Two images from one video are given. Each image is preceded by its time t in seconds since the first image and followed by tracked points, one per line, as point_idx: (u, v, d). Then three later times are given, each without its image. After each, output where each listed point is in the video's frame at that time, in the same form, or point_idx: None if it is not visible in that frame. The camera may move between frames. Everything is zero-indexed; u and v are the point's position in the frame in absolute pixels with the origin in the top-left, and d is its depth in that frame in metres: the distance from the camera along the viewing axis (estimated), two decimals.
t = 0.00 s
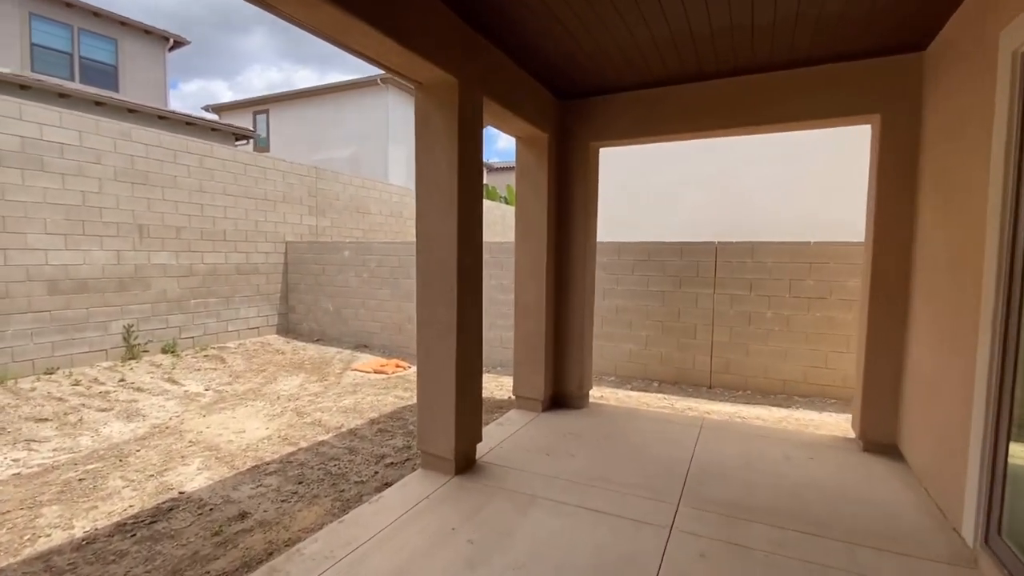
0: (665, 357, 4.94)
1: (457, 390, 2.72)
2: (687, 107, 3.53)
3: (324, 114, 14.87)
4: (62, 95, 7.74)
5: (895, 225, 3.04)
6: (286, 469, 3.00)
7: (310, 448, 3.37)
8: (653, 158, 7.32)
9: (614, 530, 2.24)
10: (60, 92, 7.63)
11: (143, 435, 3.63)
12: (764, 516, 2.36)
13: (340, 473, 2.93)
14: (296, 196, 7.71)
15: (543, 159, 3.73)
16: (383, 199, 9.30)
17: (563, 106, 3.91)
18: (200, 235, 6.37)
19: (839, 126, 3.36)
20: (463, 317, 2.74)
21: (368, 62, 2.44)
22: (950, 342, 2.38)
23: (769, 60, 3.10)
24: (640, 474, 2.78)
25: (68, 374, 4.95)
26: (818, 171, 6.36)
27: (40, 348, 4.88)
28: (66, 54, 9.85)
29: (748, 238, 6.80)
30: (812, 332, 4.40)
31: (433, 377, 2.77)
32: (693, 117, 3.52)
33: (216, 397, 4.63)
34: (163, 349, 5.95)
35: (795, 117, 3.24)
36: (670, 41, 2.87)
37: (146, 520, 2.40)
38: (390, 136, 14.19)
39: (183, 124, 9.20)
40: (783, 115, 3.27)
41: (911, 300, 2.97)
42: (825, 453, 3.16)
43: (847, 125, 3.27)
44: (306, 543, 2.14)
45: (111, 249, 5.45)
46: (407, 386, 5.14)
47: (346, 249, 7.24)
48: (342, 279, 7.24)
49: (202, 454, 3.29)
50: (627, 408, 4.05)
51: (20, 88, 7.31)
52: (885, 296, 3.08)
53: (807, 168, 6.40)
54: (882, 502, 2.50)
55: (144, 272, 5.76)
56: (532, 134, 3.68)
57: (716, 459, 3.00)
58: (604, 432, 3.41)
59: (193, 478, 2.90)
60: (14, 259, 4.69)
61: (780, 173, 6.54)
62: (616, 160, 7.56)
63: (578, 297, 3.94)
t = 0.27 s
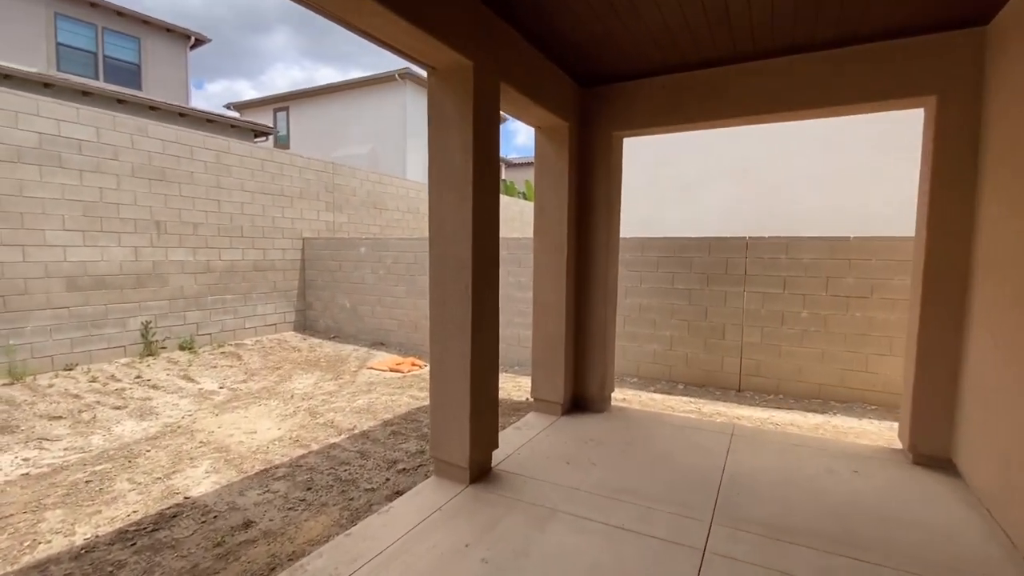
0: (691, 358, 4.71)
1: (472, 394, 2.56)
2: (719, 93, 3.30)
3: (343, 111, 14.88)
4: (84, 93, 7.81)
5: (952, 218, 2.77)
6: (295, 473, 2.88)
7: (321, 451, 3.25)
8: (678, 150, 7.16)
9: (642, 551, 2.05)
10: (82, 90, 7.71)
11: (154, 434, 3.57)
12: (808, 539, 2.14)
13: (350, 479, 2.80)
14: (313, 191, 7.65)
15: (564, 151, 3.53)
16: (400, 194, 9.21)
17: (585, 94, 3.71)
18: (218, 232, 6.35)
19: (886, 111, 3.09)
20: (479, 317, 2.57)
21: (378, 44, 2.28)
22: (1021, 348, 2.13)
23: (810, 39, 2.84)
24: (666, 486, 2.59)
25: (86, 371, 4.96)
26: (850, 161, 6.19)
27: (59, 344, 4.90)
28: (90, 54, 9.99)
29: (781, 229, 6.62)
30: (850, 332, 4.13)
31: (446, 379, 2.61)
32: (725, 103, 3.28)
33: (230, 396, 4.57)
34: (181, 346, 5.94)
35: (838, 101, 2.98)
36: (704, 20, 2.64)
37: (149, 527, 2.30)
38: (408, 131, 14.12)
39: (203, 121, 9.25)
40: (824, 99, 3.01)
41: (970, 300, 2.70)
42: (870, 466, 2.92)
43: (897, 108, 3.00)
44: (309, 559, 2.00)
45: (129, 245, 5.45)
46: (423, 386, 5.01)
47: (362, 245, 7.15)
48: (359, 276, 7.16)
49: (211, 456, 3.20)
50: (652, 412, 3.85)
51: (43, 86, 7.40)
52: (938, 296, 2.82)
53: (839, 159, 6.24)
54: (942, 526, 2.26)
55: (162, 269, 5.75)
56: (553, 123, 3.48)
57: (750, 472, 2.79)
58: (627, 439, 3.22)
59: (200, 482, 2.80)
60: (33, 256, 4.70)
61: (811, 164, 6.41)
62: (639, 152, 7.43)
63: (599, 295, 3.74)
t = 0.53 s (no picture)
0: (720, 358, 4.45)
1: (485, 397, 2.37)
2: (754, 71, 3.02)
3: (362, 105, 14.85)
4: (107, 88, 7.88)
5: None
6: (300, 477, 2.75)
7: (330, 452, 3.11)
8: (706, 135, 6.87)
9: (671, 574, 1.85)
10: (104, 85, 7.77)
11: (163, 431, 3.50)
12: (859, 566, 1.90)
13: (357, 484, 2.65)
14: (330, 184, 7.56)
15: (585, 136, 3.31)
16: (418, 188, 9.08)
17: (608, 75, 3.47)
18: (234, 225, 6.30)
19: (943, 86, 2.79)
20: (492, 314, 2.38)
21: (383, 17, 2.10)
22: None
23: (859, 7, 2.56)
24: (696, 499, 2.37)
25: (103, 365, 4.96)
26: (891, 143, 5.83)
27: (77, 338, 4.91)
28: (114, 50, 10.10)
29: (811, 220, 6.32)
30: (895, 332, 3.82)
31: (458, 380, 2.43)
32: (761, 83, 3.01)
33: (242, 392, 4.49)
34: (199, 340, 5.93)
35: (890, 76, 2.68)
36: None
37: (144, 533, 2.18)
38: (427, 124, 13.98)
39: (223, 116, 9.26)
40: (874, 75, 2.72)
41: None
42: (924, 481, 2.64)
43: (958, 83, 2.70)
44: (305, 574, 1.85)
45: (145, 239, 5.43)
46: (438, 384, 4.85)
47: (379, 240, 7.03)
48: (375, 270, 7.06)
49: (217, 455, 3.09)
50: (678, 415, 3.61)
51: (67, 82, 7.48)
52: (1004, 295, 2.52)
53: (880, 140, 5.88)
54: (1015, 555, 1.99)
55: (178, 263, 5.73)
56: (573, 106, 3.26)
57: (789, 485, 2.54)
58: (652, 445, 3.00)
59: (202, 483, 2.69)
60: (49, 250, 4.71)
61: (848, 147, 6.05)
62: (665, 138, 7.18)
63: (623, 290, 3.51)
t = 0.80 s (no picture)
0: (755, 357, 4.17)
1: (502, 401, 2.19)
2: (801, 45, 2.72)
3: (384, 97, 14.78)
4: (132, 83, 7.93)
5: None
6: (311, 479, 2.62)
7: (343, 453, 2.98)
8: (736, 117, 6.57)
9: None
10: (130, 79, 7.82)
11: (177, 427, 3.44)
12: None
13: (369, 488, 2.50)
14: (350, 176, 7.46)
15: (612, 119, 3.07)
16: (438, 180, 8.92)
17: (637, 53, 3.21)
18: (254, 218, 6.26)
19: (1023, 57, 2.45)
20: (510, 311, 2.19)
21: None
22: None
23: None
24: (732, 517, 2.15)
25: (124, 358, 4.98)
26: (943, 125, 5.43)
27: (98, 331, 4.93)
28: (141, 45, 10.18)
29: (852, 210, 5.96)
30: (952, 331, 3.49)
31: (474, 382, 2.26)
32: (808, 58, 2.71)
33: (259, 386, 4.43)
34: (219, 333, 5.92)
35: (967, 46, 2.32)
36: None
37: (144, 540, 2.09)
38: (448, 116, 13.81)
39: (245, 109, 9.26)
40: (951, 45, 2.33)
41: None
42: (993, 500, 2.35)
43: None
44: None
45: (166, 232, 5.41)
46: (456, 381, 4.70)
47: (398, 232, 6.90)
48: (394, 263, 6.94)
49: (228, 454, 3.00)
50: (711, 419, 3.37)
51: (93, 77, 7.55)
52: None
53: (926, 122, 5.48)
54: None
55: (198, 256, 5.70)
56: (600, 87, 3.02)
57: (839, 502, 2.29)
58: (683, 452, 2.78)
59: (210, 485, 2.58)
60: (70, 242, 4.72)
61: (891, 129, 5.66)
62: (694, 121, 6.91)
63: (653, 284, 3.27)
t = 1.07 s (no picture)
0: (798, 354, 3.89)
1: (529, 403, 1.99)
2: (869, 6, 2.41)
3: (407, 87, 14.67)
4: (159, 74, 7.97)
5: None
6: (325, 478, 2.48)
7: (360, 450, 2.84)
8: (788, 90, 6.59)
9: None
10: (157, 71, 7.86)
11: (195, 419, 3.36)
12: None
13: (386, 490, 2.34)
14: (372, 166, 7.34)
15: (650, 95, 2.81)
16: (461, 169, 8.75)
17: (678, 23, 2.93)
18: (277, 207, 6.20)
19: None
20: (538, 303, 1.98)
21: None
22: None
23: None
24: (789, 536, 1.91)
25: (148, 347, 4.98)
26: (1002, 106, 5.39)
27: (123, 321, 4.94)
28: (170, 38, 10.28)
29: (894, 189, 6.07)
30: None
31: (499, 381, 2.07)
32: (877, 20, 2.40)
33: (279, 378, 4.35)
34: (243, 324, 5.90)
35: None
36: None
37: (150, 542, 1.97)
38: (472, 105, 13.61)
39: (270, 100, 9.25)
40: None
41: None
42: None
43: None
44: None
45: (189, 222, 5.38)
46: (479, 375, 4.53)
47: (420, 223, 6.77)
48: (417, 254, 6.81)
49: (243, 449, 2.90)
50: (753, 423, 3.11)
51: (121, 68, 7.60)
52: None
53: (993, 92, 5.41)
54: None
55: (221, 246, 5.67)
56: (637, 60, 2.77)
57: (910, 523, 2.02)
58: (726, 460, 2.55)
59: (222, 482, 2.47)
60: (96, 232, 4.72)
61: (951, 102, 5.64)
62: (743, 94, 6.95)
63: (691, 276, 3.02)
